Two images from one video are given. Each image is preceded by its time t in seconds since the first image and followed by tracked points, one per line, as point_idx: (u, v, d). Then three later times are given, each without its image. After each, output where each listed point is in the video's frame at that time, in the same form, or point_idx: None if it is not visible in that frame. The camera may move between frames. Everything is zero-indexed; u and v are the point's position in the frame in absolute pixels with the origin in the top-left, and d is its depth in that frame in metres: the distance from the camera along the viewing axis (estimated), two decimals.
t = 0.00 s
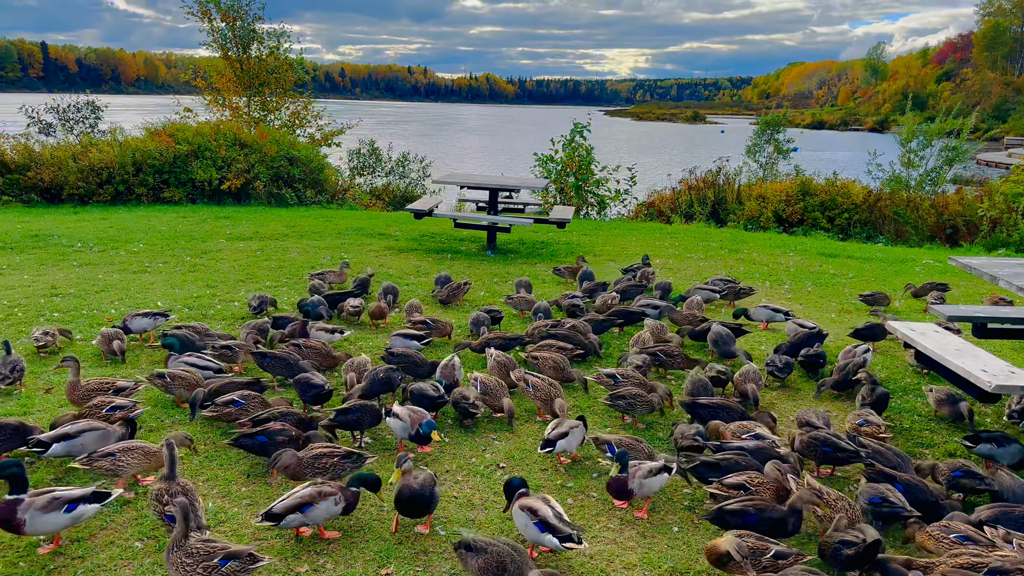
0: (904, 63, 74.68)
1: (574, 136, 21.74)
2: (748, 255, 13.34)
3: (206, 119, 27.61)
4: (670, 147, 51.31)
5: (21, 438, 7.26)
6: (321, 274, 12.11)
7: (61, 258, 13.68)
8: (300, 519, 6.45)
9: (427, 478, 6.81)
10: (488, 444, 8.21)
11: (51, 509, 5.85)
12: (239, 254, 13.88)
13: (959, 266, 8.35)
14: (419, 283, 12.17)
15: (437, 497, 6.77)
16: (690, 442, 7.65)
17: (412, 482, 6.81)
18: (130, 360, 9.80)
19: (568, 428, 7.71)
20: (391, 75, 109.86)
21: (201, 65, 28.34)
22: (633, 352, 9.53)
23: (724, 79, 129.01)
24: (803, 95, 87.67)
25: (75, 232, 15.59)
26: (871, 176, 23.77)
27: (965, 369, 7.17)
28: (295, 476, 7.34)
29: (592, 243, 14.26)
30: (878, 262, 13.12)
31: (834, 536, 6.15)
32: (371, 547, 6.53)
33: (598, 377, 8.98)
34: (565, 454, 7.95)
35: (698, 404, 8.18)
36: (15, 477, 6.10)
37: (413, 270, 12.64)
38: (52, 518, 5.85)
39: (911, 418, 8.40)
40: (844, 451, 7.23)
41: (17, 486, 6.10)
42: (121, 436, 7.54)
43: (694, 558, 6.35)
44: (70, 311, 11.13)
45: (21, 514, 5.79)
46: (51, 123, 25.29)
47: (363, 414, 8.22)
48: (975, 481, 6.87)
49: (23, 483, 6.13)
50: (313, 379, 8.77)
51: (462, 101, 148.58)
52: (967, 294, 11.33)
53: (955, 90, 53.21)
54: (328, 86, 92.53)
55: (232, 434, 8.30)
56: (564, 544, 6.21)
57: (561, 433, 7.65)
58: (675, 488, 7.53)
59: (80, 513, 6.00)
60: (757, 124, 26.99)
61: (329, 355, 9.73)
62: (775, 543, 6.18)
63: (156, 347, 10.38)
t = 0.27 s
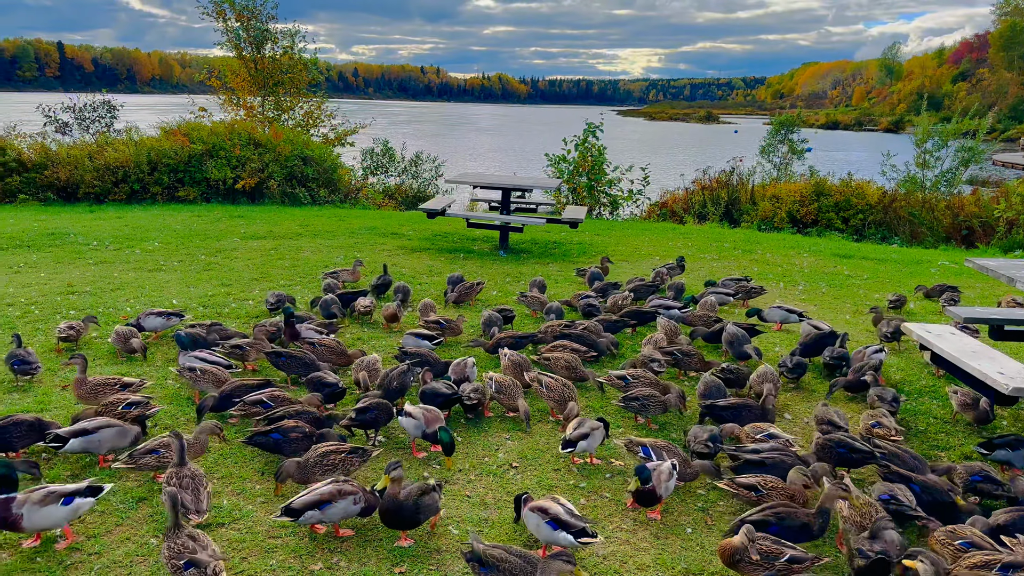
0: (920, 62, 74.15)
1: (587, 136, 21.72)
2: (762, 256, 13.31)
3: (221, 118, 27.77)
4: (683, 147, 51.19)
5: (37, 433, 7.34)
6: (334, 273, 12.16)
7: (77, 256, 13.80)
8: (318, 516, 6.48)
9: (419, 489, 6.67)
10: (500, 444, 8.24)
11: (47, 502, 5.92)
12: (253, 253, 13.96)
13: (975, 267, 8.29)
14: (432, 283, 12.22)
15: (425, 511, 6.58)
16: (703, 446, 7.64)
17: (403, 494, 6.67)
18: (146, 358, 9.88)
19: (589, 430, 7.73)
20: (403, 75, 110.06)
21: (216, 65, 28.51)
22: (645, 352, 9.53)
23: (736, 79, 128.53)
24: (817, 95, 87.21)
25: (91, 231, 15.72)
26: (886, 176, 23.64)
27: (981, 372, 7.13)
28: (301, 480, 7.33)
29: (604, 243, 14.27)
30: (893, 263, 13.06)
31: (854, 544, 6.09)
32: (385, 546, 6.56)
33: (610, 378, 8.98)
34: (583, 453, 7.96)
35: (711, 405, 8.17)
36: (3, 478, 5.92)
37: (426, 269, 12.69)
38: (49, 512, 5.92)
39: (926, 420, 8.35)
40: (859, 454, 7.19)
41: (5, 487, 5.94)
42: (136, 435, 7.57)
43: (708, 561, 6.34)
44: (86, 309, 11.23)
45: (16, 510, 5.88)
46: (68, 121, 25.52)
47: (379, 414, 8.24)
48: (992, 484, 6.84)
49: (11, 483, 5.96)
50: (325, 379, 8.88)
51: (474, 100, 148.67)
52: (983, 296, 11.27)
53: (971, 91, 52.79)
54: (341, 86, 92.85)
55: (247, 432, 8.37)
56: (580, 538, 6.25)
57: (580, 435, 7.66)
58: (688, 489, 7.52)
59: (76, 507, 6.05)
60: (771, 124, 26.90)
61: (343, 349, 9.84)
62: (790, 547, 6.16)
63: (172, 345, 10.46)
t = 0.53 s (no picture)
0: (935, 62, 73.57)
1: (599, 136, 21.71)
2: (775, 257, 13.26)
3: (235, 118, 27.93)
4: (695, 148, 51.05)
5: (53, 430, 7.43)
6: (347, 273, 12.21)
7: (93, 255, 13.92)
8: (327, 509, 6.54)
9: (424, 506, 6.43)
10: (512, 444, 8.26)
11: (40, 508, 5.87)
12: (266, 252, 14.04)
13: (992, 269, 8.23)
14: (445, 283, 12.24)
15: (428, 531, 6.30)
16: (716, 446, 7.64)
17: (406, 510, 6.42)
18: (160, 356, 9.95)
19: (604, 431, 7.71)
20: (415, 75, 110.23)
21: (230, 65, 28.68)
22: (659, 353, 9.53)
23: (749, 78, 127.98)
24: (831, 95, 86.69)
25: (106, 230, 15.86)
26: (901, 177, 23.49)
27: (997, 375, 7.08)
28: (302, 476, 7.28)
29: (617, 244, 14.25)
30: (907, 265, 12.98)
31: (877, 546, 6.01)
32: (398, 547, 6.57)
33: (622, 379, 8.98)
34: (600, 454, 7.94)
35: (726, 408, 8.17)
36: (1, 478, 5.97)
37: (439, 270, 12.72)
38: (40, 518, 5.87)
39: (941, 423, 8.30)
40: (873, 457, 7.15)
41: (3, 487, 5.98)
42: (150, 433, 7.63)
43: (721, 564, 6.32)
44: (102, 307, 11.32)
45: (10, 509, 5.85)
46: (84, 121, 25.76)
47: (392, 412, 8.29)
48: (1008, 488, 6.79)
49: (8, 481, 6.03)
50: (338, 378, 8.98)
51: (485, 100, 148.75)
52: (999, 298, 11.18)
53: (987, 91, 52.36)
54: (354, 86, 93.11)
55: (261, 431, 8.42)
56: (591, 540, 6.26)
57: (594, 435, 7.67)
58: (701, 491, 7.50)
59: (68, 519, 5.99)
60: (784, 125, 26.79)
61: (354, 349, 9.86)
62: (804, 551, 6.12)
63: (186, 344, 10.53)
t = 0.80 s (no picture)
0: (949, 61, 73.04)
1: (611, 137, 21.71)
2: (788, 258, 13.23)
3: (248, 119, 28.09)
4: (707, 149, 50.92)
5: (68, 430, 7.51)
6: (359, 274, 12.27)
7: (108, 254, 14.05)
8: (340, 505, 6.63)
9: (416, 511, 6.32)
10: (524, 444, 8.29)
11: (39, 516, 5.85)
12: (279, 252, 14.12)
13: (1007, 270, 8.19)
14: (457, 283, 12.28)
15: (423, 535, 6.20)
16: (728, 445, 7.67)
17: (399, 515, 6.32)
18: (175, 355, 10.04)
19: (615, 432, 7.73)
20: (426, 75, 110.41)
21: (243, 65, 28.84)
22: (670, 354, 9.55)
23: (760, 78, 127.53)
24: (844, 95, 86.24)
25: (121, 230, 16.00)
26: (914, 177, 23.36)
27: (1012, 377, 7.04)
28: (302, 480, 7.29)
29: (629, 245, 14.26)
30: (921, 266, 12.92)
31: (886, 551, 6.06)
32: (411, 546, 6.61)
33: (635, 379, 9.00)
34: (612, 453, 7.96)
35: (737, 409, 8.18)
36: None
37: (451, 270, 12.77)
38: (41, 526, 5.87)
39: (955, 426, 8.26)
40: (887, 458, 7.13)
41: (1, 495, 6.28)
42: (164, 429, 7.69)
43: (732, 566, 6.33)
44: (117, 307, 11.43)
45: (8, 521, 5.79)
46: (98, 122, 25.98)
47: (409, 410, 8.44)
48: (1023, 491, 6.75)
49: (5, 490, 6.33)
50: (351, 377, 9.05)
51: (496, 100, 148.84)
52: (1015, 300, 11.11)
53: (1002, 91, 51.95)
54: (365, 86, 93.39)
55: (274, 431, 8.48)
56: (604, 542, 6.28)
57: (605, 436, 7.70)
58: (713, 493, 7.50)
59: (68, 522, 5.98)
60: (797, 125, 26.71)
61: (367, 348, 9.93)
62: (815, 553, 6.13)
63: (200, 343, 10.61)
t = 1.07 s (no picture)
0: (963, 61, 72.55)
1: (622, 137, 21.71)
2: (799, 259, 13.20)
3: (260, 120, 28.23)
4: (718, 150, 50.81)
5: (85, 428, 7.63)
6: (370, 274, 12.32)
7: (121, 254, 14.15)
8: (351, 506, 6.65)
9: (398, 515, 6.25)
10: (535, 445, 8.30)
11: (19, 518, 5.79)
12: (291, 252, 14.19)
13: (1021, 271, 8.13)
14: (468, 283, 12.31)
15: (404, 543, 6.14)
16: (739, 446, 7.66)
17: (382, 518, 6.25)
18: (187, 355, 10.09)
19: (623, 431, 7.75)
20: (436, 75, 110.57)
21: (255, 67, 28.99)
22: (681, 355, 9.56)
23: (771, 78, 127.06)
24: (856, 95, 85.81)
25: (134, 230, 16.11)
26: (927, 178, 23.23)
27: None
28: (307, 483, 7.28)
29: (640, 245, 14.24)
30: (934, 267, 12.86)
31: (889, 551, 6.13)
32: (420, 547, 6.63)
33: (647, 381, 9.00)
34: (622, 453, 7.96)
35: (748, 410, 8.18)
36: None
37: (462, 270, 12.79)
38: (23, 527, 5.80)
39: (969, 427, 8.22)
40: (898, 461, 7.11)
41: None
42: (177, 429, 7.84)
43: (742, 568, 6.32)
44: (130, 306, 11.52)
45: None
46: (111, 123, 26.17)
47: (419, 411, 8.48)
48: None
49: None
50: (363, 376, 9.10)
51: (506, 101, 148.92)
52: None
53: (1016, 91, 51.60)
54: (375, 87, 93.66)
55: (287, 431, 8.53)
56: (612, 544, 6.27)
57: (614, 435, 7.72)
58: (724, 494, 7.48)
59: (48, 522, 5.94)
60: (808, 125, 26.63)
61: (378, 348, 9.97)
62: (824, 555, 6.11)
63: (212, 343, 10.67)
